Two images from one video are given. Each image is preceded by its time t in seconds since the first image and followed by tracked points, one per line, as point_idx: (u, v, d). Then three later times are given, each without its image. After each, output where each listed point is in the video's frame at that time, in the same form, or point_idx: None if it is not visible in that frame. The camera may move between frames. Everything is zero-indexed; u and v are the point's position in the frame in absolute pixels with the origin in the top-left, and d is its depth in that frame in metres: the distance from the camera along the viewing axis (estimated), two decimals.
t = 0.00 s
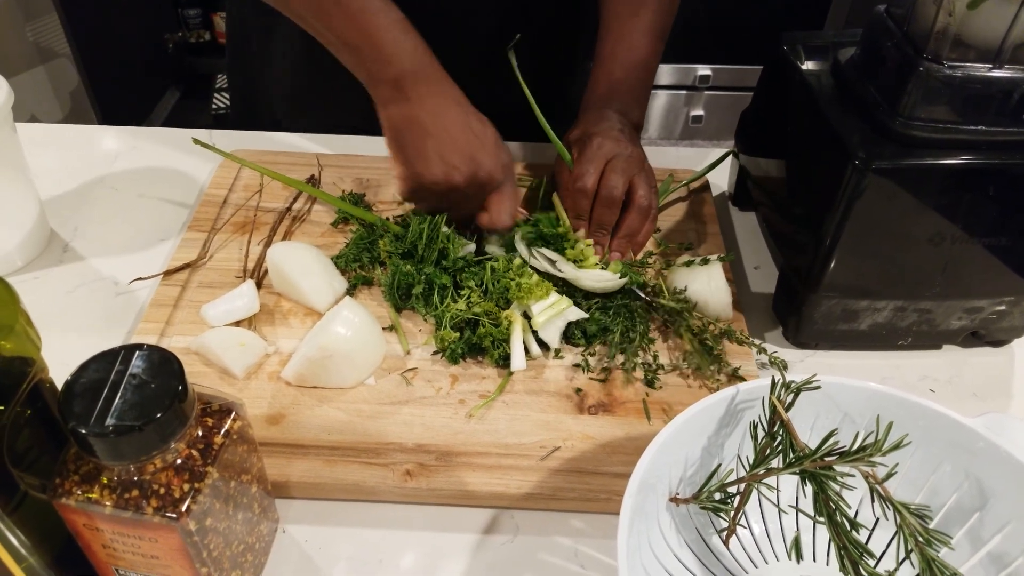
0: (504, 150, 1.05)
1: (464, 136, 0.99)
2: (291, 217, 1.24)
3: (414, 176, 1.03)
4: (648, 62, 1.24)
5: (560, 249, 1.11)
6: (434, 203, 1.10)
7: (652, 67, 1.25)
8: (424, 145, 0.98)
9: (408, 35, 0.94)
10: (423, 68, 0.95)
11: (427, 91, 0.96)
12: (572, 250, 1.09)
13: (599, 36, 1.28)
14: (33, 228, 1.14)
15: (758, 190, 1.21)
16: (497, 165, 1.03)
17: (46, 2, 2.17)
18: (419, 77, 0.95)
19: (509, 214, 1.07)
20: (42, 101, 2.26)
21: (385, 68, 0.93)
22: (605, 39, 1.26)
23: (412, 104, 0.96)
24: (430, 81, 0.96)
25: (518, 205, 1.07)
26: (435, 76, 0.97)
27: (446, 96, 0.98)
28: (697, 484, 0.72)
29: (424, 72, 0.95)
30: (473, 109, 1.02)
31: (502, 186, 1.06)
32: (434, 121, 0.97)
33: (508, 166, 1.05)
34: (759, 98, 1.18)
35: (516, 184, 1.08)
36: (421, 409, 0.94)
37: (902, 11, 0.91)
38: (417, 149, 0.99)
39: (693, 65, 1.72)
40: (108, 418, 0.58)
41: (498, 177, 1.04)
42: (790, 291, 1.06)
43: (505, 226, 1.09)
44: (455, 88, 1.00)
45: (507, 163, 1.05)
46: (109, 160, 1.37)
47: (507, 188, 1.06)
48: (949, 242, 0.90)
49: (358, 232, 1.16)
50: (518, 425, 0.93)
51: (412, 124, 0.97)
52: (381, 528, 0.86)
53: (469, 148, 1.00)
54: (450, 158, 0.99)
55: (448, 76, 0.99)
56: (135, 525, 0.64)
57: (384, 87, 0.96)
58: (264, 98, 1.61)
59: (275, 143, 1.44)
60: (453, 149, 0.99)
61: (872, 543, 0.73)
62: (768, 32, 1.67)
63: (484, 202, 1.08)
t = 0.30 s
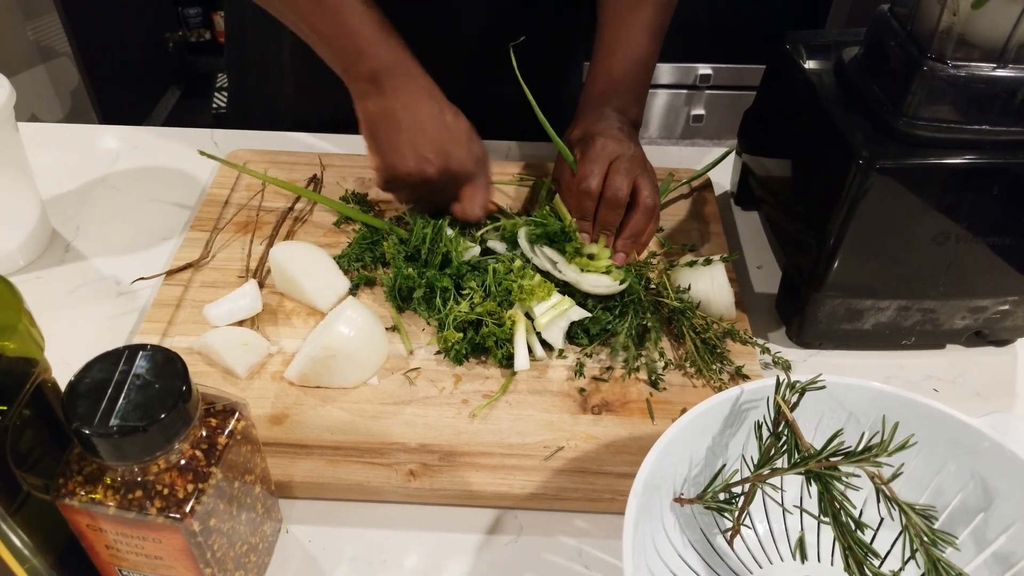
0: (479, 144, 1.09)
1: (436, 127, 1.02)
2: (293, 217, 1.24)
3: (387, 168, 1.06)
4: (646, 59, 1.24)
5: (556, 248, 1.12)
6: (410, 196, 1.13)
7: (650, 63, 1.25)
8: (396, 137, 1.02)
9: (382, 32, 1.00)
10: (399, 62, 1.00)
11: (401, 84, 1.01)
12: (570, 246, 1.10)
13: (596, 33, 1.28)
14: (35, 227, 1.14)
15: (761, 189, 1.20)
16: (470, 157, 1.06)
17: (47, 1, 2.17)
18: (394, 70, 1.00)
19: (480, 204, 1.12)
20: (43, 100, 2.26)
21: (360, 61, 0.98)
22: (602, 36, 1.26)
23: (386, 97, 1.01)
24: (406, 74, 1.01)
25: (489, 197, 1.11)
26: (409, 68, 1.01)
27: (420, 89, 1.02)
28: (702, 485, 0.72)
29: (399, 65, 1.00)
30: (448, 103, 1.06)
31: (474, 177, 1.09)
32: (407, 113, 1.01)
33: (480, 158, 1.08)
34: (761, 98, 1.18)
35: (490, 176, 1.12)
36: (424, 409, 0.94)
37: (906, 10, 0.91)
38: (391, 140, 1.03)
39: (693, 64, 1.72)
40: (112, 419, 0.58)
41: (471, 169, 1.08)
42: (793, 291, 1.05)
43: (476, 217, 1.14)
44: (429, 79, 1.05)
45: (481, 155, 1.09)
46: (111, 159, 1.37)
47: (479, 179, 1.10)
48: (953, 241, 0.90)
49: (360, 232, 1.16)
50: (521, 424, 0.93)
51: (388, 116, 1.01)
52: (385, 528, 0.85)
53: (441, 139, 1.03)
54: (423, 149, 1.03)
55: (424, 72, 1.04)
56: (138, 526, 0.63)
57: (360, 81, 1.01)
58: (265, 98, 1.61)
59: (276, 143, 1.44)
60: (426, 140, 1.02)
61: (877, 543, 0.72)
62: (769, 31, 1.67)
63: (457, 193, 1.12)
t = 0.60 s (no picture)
0: (435, 124, 1.04)
1: (394, 116, 1.01)
2: (292, 216, 1.24)
3: (346, 154, 1.05)
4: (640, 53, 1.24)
5: (549, 254, 1.09)
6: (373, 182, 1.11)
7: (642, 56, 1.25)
8: (355, 124, 1.02)
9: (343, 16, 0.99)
10: (358, 49, 0.99)
11: (358, 72, 0.99)
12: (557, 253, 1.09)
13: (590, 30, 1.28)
14: (33, 226, 1.14)
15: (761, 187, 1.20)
16: (427, 143, 1.03)
17: None
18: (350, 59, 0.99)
19: (437, 189, 1.08)
20: (42, 98, 2.26)
21: (318, 50, 0.97)
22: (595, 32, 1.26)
23: (343, 84, 1.00)
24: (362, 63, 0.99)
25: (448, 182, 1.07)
26: (365, 52, 1.00)
27: (378, 77, 1.00)
28: (701, 484, 0.72)
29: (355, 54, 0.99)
30: (407, 87, 1.03)
31: (434, 163, 1.06)
32: (362, 100, 1.00)
33: (441, 142, 1.05)
34: (761, 95, 1.18)
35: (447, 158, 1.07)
36: (423, 408, 0.94)
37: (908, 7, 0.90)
38: (349, 128, 1.02)
39: (692, 63, 1.72)
40: (109, 418, 0.57)
41: (427, 153, 1.04)
42: (793, 290, 1.05)
43: (435, 201, 1.10)
44: (389, 64, 1.03)
45: (440, 139, 1.05)
46: (110, 158, 1.37)
47: (439, 163, 1.06)
48: (954, 240, 0.90)
49: (357, 232, 1.16)
50: (520, 423, 0.93)
51: (345, 105, 1.01)
52: (384, 527, 0.85)
53: (398, 127, 1.01)
54: (379, 135, 1.02)
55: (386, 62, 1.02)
56: (136, 525, 0.63)
57: (319, 68, 0.99)
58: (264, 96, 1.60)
59: (275, 141, 1.44)
60: (381, 128, 1.01)
61: (877, 542, 0.72)
62: (770, 30, 1.67)
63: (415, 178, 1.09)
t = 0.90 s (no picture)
0: (387, 48, 0.98)
1: (329, 36, 0.94)
2: (293, 213, 1.24)
3: (288, 78, 0.99)
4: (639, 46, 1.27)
5: (549, 253, 1.10)
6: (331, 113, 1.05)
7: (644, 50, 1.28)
8: (293, 47, 0.95)
9: None
10: None
11: None
12: (553, 254, 1.09)
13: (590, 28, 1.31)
14: (35, 224, 1.14)
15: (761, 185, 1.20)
16: (373, 63, 0.96)
17: None
18: None
19: (396, 116, 0.99)
20: (42, 97, 2.26)
21: None
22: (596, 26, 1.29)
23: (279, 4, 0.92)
24: None
25: (407, 110, 0.99)
26: None
27: None
28: (702, 481, 0.72)
29: None
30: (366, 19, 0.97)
31: (384, 85, 0.98)
32: (298, 20, 0.93)
33: (389, 63, 0.98)
34: (761, 93, 1.18)
35: (405, 83, 0.99)
36: (425, 406, 0.94)
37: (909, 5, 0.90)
38: (286, 49, 0.96)
39: (693, 62, 1.72)
40: (112, 414, 0.58)
41: (375, 77, 0.97)
42: (794, 289, 1.05)
43: (394, 131, 1.00)
44: None
45: (389, 60, 0.98)
46: (111, 156, 1.37)
47: (393, 86, 0.98)
48: (954, 238, 0.90)
49: (354, 231, 1.16)
50: (521, 420, 0.93)
51: (279, 29, 0.94)
52: (386, 525, 0.85)
53: (337, 49, 0.94)
54: (320, 58, 0.95)
55: None
56: (139, 522, 0.63)
57: None
58: (264, 95, 1.60)
59: (276, 139, 1.44)
60: (317, 50, 0.94)
61: (878, 540, 0.72)
62: (770, 30, 1.67)
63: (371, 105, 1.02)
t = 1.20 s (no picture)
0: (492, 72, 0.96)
1: (444, 52, 0.90)
2: (293, 212, 1.24)
3: (402, 100, 0.92)
4: (653, 45, 1.26)
5: (549, 251, 1.10)
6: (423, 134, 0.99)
7: (659, 45, 1.27)
8: (408, 66, 0.89)
9: None
10: None
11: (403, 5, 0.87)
12: (553, 252, 1.10)
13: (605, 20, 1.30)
14: (35, 222, 1.14)
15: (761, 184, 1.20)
16: (485, 85, 0.93)
17: None
18: None
19: (500, 137, 0.97)
20: (42, 95, 2.26)
21: None
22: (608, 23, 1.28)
23: (392, 21, 0.87)
24: None
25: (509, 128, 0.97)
26: None
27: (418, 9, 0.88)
28: (702, 479, 0.72)
29: None
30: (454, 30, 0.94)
31: (492, 109, 0.96)
32: (415, 38, 0.88)
33: (496, 86, 0.95)
34: (762, 92, 1.18)
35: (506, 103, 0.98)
36: (425, 403, 0.94)
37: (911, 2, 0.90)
38: (396, 67, 0.89)
39: (693, 60, 1.72)
40: (112, 412, 0.58)
41: (488, 97, 0.94)
42: (793, 287, 1.05)
43: (498, 151, 0.97)
44: None
45: (496, 83, 0.95)
46: (111, 154, 1.37)
47: (498, 109, 0.96)
48: (954, 236, 0.90)
49: (354, 230, 1.16)
50: (521, 418, 0.93)
51: (394, 46, 0.88)
52: (385, 522, 0.85)
53: (453, 66, 0.90)
54: (435, 75, 0.89)
55: None
56: (139, 519, 0.63)
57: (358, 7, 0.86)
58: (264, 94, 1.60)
59: (276, 137, 1.44)
60: (435, 66, 0.89)
61: (877, 537, 0.73)
62: (771, 28, 1.67)
63: (476, 130, 0.99)
